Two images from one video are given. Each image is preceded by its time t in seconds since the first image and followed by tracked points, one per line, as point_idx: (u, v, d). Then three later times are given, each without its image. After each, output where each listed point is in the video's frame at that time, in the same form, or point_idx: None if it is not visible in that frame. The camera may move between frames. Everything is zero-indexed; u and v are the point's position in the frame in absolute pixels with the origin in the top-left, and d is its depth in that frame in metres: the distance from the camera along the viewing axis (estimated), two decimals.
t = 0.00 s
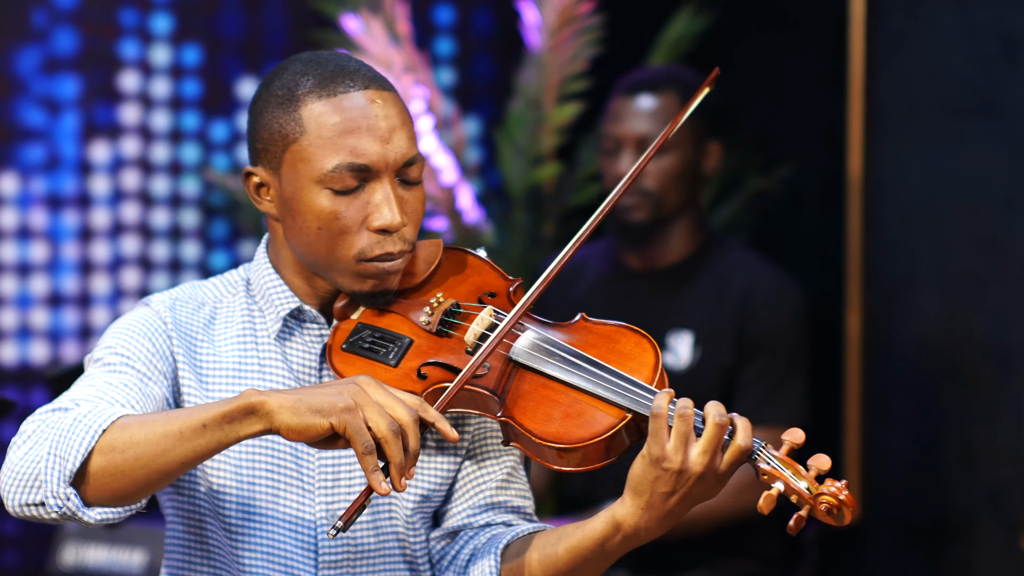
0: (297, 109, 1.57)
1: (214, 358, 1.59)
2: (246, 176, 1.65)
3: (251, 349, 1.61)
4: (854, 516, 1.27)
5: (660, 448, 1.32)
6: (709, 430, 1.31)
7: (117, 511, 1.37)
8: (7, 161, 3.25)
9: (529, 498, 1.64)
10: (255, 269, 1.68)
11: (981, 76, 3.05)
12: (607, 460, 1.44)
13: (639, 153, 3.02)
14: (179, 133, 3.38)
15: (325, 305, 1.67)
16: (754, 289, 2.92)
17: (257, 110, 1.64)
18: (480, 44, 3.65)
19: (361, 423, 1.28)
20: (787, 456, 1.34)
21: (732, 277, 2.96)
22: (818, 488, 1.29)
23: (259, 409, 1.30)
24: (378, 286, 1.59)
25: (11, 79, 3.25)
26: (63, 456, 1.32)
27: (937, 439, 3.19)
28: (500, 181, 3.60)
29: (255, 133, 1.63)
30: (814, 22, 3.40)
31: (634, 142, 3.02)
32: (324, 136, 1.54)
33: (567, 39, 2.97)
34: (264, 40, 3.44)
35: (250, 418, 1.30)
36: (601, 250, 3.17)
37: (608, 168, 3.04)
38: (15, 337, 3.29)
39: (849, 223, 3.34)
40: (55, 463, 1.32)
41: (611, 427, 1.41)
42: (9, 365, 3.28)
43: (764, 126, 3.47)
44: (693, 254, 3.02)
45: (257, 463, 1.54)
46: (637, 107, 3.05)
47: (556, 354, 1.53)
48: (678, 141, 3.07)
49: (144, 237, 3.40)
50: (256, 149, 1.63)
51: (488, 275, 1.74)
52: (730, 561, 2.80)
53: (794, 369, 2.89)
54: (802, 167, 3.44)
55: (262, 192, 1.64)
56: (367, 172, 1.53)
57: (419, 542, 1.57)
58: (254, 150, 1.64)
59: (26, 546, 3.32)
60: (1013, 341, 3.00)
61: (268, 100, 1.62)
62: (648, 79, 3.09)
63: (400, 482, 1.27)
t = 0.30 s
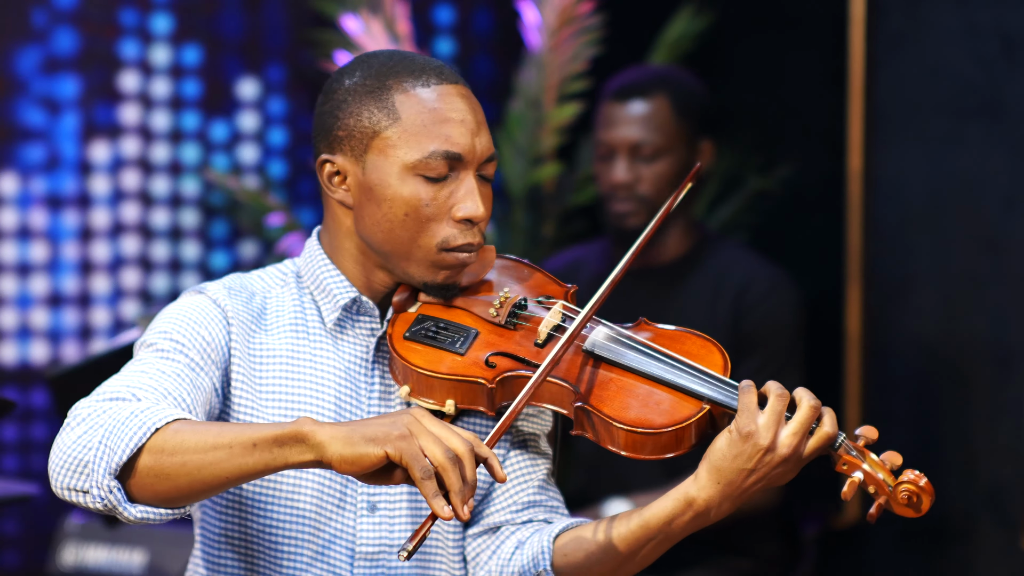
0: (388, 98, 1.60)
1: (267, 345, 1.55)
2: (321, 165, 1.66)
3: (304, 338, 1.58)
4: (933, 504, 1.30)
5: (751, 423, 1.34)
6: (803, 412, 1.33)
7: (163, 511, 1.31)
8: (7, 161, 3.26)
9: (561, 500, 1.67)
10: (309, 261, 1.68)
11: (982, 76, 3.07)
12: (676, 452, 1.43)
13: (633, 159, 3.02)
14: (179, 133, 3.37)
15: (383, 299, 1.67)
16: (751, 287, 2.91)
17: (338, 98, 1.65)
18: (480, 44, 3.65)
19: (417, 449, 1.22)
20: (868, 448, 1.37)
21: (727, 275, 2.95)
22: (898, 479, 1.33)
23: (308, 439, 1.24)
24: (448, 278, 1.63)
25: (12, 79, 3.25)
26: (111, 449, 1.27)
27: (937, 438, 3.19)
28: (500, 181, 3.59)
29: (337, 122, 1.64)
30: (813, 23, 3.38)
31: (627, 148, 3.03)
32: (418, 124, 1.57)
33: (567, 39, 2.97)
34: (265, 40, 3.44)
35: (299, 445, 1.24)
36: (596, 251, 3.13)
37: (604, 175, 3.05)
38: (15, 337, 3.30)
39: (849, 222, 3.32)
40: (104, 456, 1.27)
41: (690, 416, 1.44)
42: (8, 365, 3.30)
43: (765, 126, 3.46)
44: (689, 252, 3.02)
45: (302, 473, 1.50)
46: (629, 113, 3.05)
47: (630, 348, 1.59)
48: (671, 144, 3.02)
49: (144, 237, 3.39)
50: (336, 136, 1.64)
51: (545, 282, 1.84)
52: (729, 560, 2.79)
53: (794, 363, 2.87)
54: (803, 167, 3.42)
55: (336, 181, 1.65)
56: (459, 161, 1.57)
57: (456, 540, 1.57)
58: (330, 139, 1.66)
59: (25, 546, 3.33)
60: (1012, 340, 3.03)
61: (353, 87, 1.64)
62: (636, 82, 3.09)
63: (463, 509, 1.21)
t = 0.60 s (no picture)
0: (434, 94, 1.61)
1: (290, 353, 1.52)
2: (358, 159, 1.63)
3: (325, 342, 1.55)
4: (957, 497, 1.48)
5: (804, 446, 1.42)
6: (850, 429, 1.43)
7: None
8: (7, 161, 3.24)
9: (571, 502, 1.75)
10: (325, 257, 1.64)
11: (983, 76, 3.08)
12: (708, 450, 1.54)
13: (628, 159, 3.01)
14: (179, 133, 3.37)
15: (400, 297, 1.66)
16: (749, 286, 2.90)
17: (377, 93, 1.64)
18: (480, 44, 3.65)
19: None
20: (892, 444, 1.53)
21: (727, 273, 2.94)
22: (926, 475, 1.49)
23: None
24: (476, 277, 1.64)
25: (11, 79, 3.24)
26: (139, 554, 1.26)
27: (937, 438, 3.19)
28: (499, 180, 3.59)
29: (377, 116, 1.63)
30: (813, 22, 3.38)
31: (621, 148, 3.01)
32: (467, 121, 1.59)
33: (567, 39, 2.98)
34: (264, 39, 3.45)
35: None
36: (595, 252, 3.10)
37: (598, 175, 3.04)
38: (15, 337, 3.30)
39: (849, 223, 3.31)
40: (132, 557, 1.26)
41: (726, 416, 1.55)
42: (8, 365, 3.30)
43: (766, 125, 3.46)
44: (687, 250, 3.00)
45: (322, 478, 1.47)
46: (624, 112, 3.04)
47: (657, 348, 1.66)
48: (666, 144, 3.02)
49: (144, 237, 3.39)
50: (376, 130, 1.63)
51: (548, 283, 1.84)
52: (730, 560, 2.78)
53: (794, 362, 2.86)
54: (802, 167, 3.42)
55: (372, 175, 1.62)
56: (502, 160, 1.59)
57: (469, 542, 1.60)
58: (369, 133, 1.64)
59: (25, 546, 3.32)
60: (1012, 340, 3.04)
61: (394, 81, 1.64)
62: (631, 82, 3.09)
63: None
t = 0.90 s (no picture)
0: (425, 102, 1.58)
1: (277, 364, 1.51)
2: (347, 166, 1.60)
3: (312, 351, 1.54)
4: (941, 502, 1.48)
5: (802, 471, 1.43)
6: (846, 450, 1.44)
7: None
8: (7, 161, 3.23)
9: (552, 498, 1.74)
10: (309, 261, 1.62)
11: (983, 75, 3.07)
12: (692, 459, 1.56)
13: (630, 158, 3.04)
14: (179, 134, 3.37)
15: (385, 303, 1.66)
16: (755, 288, 2.90)
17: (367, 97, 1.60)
18: (480, 44, 3.65)
19: None
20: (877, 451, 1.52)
21: (730, 274, 2.93)
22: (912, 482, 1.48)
23: None
24: (461, 284, 1.65)
25: (11, 79, 3.24)
26: None
27: (937, 438, 3.20)
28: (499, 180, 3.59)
29: (367, 122, 1.59)
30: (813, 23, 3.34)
31: (623, 147, 3.04)
32: (460, 131, 1.57)
33: (567, 39, 2.98)
34: (264, 39, 3.46)
35: None
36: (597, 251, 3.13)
37: (600, 174, 3.07)
38: (15, 337, 3.29)
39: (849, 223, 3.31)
40: None
41: (712, 425, 1.56)
42: (8, 365, 3.29)
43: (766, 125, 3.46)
44: (689, 252, 3.00)
45: (313, 490, 1.47)
46: (627, 111, 3.06)
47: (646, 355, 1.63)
48: (667, 143, 3.05)
49: (144, 237, 3.39)
50: (366, 136, 1.59)
51: (530, 284, 1.82)
52: (731, 561, 2.79)
53: (797, 371, 2.88)
54: (801, 168, 3.40)
55: (360, 182, 1.59)
56: (491, 171, 1.58)
57: (456, 545, 1.61)
58: (357, 139, 1.60)
59: (25, 546, 3.31)
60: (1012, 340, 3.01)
61: (385, 87, 1.60)
62: (633, 82, 3.11)
63: None
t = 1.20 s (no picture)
0: (371, 108, 1.54)
1: (231, 373, 1.50)
2: (293, 171, 1.58)
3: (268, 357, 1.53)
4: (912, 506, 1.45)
5: (760, 481, 1.42)
6: (806, 457, 1.41)
7: None
8: (7, 161, 3.22)
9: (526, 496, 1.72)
10: (265, 268, 1.61)
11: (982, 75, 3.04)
12: (656, 464, 1.51)
13: (640, 157, 3.04)
14: (180, 133, 3.39)
15: (341, 310, 1.64)
16: (758, 291, 2.89)
17: (316, 101, 1.58)
18: (480, 44, 3.65)
19: None
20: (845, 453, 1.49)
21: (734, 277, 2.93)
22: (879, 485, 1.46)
23: None
24: (413, 293, 1.61)
25: (11, 79, 3.22)
26: None
27: (939, 439, 3.19)
28: (499, 182, 3.59)
29: (313, 127, 1.57)
30: (812, 23, 3.40)
31: (634, 146, 3.05)
32: (402, 140, 1.53)
33: (566, 39, 2.97)
34: (265, 39, 3.48)
35: None
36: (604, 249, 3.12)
37: (610, 172, 3.08)
38: (15, 337, 3.28)
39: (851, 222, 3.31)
40: None
41: (674, 430, 1.53)
42: (8, 365, 3.27)
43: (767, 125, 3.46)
44: (694, 255, 2.99)
45: (278, 497, 1.47)
46: (638, 111, 3.07)
47: (606, 359, 1.61)
48: (679, 143, 3.06)
49: (144, 237, 3.40)
50: (311, 142, 1.57)
51: (498, 284, 1.80)
52: (731, 562, 2.79)
53: (800, 375, 2.88)
54: (802, 168, 3.45)
55: (307, 188, 1.57)
56: (438, 179, 1.55)
57: (428, 545, 1.60)
58: (305, 144, 1.58)
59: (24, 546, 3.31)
60: (1011, 339, 3.00)
61: (334, 92, 1.57)
62: (647, 81, 3.11)
63: None
